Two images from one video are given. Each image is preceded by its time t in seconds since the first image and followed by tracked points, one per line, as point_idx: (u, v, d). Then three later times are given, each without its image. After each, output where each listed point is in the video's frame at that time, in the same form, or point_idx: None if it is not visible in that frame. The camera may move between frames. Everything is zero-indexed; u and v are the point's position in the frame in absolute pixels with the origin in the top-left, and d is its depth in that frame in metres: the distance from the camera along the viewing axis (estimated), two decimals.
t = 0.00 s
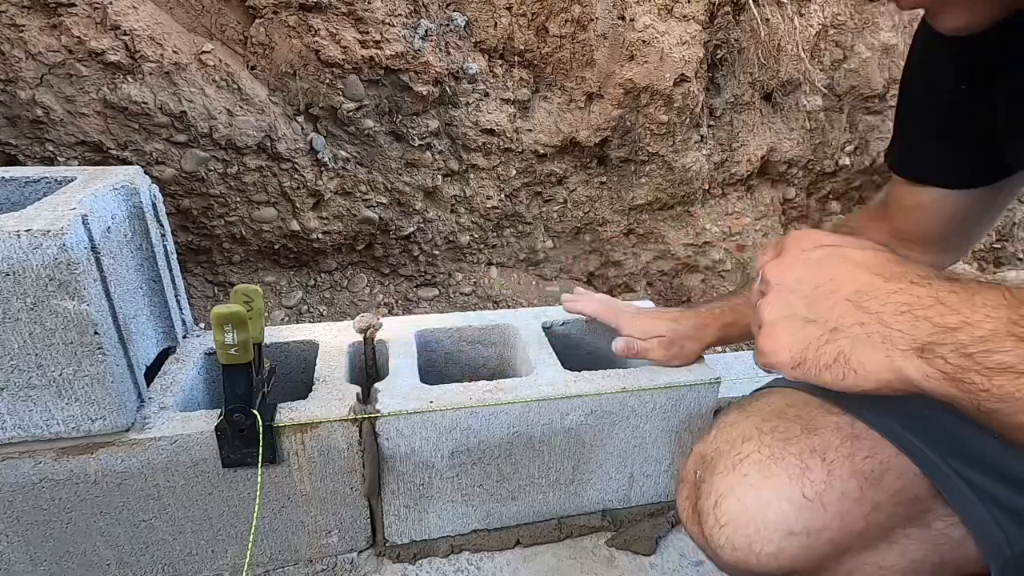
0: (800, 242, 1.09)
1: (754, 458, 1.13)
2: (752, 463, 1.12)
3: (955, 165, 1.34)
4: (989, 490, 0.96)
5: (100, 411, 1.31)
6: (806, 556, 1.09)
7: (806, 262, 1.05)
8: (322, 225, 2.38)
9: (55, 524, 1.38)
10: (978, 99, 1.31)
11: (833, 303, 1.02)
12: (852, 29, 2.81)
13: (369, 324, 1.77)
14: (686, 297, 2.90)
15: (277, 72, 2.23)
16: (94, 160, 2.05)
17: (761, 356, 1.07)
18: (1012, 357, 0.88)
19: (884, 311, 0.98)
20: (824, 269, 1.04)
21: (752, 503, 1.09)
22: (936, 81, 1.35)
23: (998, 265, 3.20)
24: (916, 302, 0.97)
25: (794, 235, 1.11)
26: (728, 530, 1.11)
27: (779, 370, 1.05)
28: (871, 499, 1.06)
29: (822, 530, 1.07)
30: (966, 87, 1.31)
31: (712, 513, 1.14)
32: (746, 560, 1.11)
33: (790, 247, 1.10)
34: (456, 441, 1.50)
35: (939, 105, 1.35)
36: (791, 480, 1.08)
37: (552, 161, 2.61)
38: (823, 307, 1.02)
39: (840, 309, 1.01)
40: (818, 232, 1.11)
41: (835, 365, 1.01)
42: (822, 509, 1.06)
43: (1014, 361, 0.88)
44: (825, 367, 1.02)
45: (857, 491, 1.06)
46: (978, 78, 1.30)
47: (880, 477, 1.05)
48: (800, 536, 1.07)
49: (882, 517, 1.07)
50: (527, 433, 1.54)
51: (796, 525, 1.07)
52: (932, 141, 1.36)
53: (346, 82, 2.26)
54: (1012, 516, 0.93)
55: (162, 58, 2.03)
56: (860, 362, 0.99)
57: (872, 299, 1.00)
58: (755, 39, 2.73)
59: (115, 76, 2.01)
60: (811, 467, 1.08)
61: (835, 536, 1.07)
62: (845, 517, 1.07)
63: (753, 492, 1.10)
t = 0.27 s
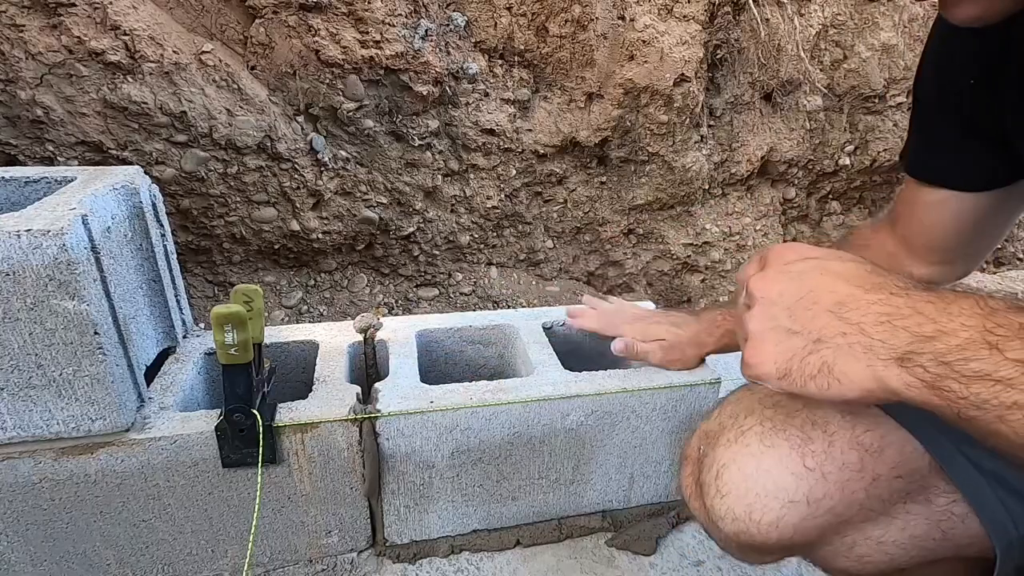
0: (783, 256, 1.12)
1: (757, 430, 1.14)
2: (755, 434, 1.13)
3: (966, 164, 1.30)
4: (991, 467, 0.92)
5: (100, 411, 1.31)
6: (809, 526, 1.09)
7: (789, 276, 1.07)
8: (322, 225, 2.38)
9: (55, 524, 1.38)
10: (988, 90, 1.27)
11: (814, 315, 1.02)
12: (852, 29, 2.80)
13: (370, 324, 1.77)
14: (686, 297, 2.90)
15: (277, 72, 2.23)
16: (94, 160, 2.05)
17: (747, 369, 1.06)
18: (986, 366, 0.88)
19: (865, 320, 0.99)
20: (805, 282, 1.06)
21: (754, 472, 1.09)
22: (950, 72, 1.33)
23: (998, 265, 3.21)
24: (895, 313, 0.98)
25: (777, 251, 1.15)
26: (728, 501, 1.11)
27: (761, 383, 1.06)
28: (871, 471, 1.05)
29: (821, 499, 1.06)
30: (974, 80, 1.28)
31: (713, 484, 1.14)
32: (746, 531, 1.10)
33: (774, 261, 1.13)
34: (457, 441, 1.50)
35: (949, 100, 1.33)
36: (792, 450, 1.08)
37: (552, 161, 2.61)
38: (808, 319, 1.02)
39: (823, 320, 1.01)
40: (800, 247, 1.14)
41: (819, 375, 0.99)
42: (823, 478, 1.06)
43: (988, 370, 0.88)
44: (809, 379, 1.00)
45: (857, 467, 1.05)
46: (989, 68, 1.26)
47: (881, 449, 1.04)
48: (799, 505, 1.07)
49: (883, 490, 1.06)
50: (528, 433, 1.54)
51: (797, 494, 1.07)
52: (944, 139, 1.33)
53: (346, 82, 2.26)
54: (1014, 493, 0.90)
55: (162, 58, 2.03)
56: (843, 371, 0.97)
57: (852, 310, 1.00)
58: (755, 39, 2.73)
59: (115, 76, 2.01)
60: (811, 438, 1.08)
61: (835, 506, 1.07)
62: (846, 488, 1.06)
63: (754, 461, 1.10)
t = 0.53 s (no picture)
0: (774, 252, 1.16)
1: (757, 420, 1.15)
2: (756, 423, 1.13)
3: (976, 153, 1.26)
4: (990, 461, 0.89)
5: (100, 411, 1.31)
6: (808, 516, 1.10)
7: (778, 271, 1.11)
8: (322, 225, 2.38)
9: (55, 524, 1.38)
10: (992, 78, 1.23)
11: (801, 309, 1.05)
12: (852, 29, 2.80)
13: (370, 324, 1.77)
14: (686, 297, 2.90)
15: (277, 72, 2.23)
16: (94, 160, 2.05)
17: (739, 361, 1.10)
18: (964, 357, 0.88)
19: (849, 314, 1.00)
20: (794, 278, 1.09)
21: (755, 459, 1.10)
22: (954, 59, 1.27)
23: (998, 265, 3.21)
24: (879, 305, 1.00)
25: (770, 247, 1.18)
26: (727, 488, 1.12)
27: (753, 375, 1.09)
28: (871, 461, 1.06)
29: (821, 488, 1.07)
30: (978, 69, 1.24)
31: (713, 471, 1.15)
32: (744, 518, 1.11)
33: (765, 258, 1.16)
34: (458, 442, 1.50)
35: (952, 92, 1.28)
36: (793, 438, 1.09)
37: (552, 161, 2.61)
38: (796, 312, 1.05)
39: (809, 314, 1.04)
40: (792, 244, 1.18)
41: (807, 366, 1.02)
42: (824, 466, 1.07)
43: (966, 361, 0.87)
44: (797, 370, 1.03)
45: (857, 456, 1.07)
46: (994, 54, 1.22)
47: (880, 439, 1.06)
48: (798, 493, 1.08)
49: (882, 479, 1.07)
50: (527, 434, 1.54)
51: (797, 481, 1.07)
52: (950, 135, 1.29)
53: (347, 82, 2.26)
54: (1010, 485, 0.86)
55: (162, 58, 2.03)
56: (829, 363, 0.99)
57: (838, 303, 1.02)
58: (755, 39, 2.73)
59: (115, 76, 2.01)
60: (812, 428, 1.09)
61: (834, 496, 1.08)
62: (846, 478, 1.07)
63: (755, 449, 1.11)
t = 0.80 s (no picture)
0: (760, 267, 1.17)
1: (753, 423, 1.15)
2: (751, 426, 1.14)
3: (981, 137, 1.30)
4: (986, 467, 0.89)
5: (100, 411, 1.31)
6: (804, 521, 1.10)
7: (765, 285, 1.12)
8: (322, 225, 2.38)
9: (55, 524, 1.38)
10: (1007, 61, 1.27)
11: (789, 319, 1.06)
12: (852, 29, 2.80)
13: (369, 325, 1.77)
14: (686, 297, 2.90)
15: (277, 72, 2.23)
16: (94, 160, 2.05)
17: (728, 374, 1.10)
18: (945, 363, 0.91)
19: (835, 324, 1.02)
20: (780, 291, 1.10)
21: (750, 463, 1.10)
22: (969, 44, 1.32)
23: (999, 266, 3.21)
24: (862, 315, 1.02)
25: (758, 261, 1.20)
26: (724, 492, 1.12)
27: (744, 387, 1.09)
28: (866, 463, 1.07)
29: (817, 491, 1.08)
30: (994, 49, 1.28)
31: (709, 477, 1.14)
32: (741, 522, 1.10)
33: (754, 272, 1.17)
34: (458, 442, 1.50)
35: (966, 71, 1.32)
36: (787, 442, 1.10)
37: (552, 161, 2.61)
38: (782, 323, 1.07)
39: (796, 324, 1.05)
40: (777, 258, 1.19)
41: (795, 377, 1.03)
42: (819, 470, 1.08)
43: (948, 366, 0.90)
44: (786, 381, 1.04)
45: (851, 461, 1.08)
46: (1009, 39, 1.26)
47: (875, 442, 1.07)
48: (794, 496, 1.08)
49: (877, 482, 1.08)
50: (527, 434, 1.54)
51: (793, 485, 1.08)
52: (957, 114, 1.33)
53: (346, 82, 2.26)
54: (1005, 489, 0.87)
55: (162, 58, 2.03)
56: (817, 373, 1.01)
57: (824, 314, 1.04)
58: (755, 39, 2.73)
59: (115, 76, 2.01)
60: (806, 430, 1.10)
61: (829, 499, 1.09)
62: (841, 481, 1.08)
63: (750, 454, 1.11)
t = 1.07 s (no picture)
0: (750, 276, 1.21)
1: (752, 428, 1.16)
2: (750, 431, 1.15)
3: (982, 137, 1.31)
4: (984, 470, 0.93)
5: (100, 411, 1.31)
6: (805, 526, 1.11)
7: (755, 295, 1.15)
8: (322, 225, 2.38)
9: (55, 524, 1.38)
10: (1011, 51, 1.26)
11: (780, 328, 1.08)
12: (852, 29, 2.80)
13: (370, 325, 1.77)
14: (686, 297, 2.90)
15: (277, 72, 2.23)
16: (94, 160, 2.05)
17: (723, 385, 1.13)
18: (940, 368, 0.92)
19: (827, 331, 1.03)
20: (770, 299, 1.13)
21: (749, 468, 1.11)
22: (975, 38, 1.30)
23: (999, 266, 3.21)
24: (854, 321, 1.03)
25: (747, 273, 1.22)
26: (722, 497, 1.12)
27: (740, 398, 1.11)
28: (865, 467, 1.07)
29: (816, 495, 1.08)
30: (999, 38, 1.26)
31: (708, 482, 1.15)
32: (741, 526, 1.11)
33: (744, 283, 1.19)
34: (458, 442, 1.50)
35: (969, 62, 1.31)
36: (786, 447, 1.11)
37: (552, 161, 2.61)
38: (773, 332, 1.08)
39: (787, 332, 1.07)
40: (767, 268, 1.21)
41: (789, 386, 1.04)
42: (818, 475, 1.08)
43: (942, 371, 0.91)
44: (781, 390, 1.05)
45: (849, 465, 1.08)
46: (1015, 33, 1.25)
47: (874, 446, 1.07)
48: (793, 501, 1.08)
49: (876, 485, 1.08)
50: (527, 434, 1.54)
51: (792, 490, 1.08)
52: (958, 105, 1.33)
53: (347, 82, 2.26)
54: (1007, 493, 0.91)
55: (162, 58, 2.03)
56: (811, 380, 1.02)
57: (815, 322, 1.06)
58: (755, 39, 2.73)
59: (115, 76, 2.01)
60: (805, 435, 1.10)
61: (828, 502, 1.09)
62: (841, 486, 1.08)
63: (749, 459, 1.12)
